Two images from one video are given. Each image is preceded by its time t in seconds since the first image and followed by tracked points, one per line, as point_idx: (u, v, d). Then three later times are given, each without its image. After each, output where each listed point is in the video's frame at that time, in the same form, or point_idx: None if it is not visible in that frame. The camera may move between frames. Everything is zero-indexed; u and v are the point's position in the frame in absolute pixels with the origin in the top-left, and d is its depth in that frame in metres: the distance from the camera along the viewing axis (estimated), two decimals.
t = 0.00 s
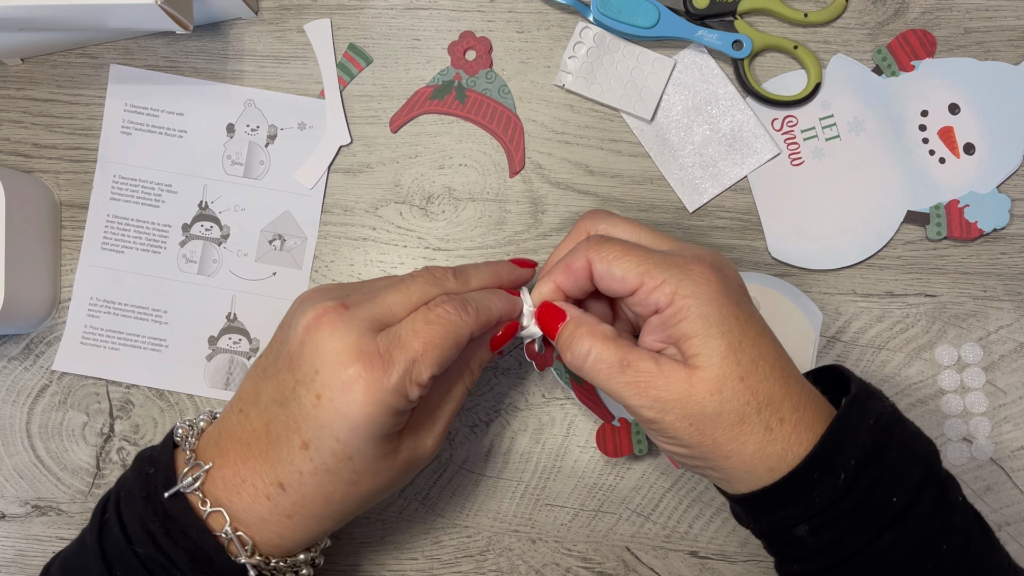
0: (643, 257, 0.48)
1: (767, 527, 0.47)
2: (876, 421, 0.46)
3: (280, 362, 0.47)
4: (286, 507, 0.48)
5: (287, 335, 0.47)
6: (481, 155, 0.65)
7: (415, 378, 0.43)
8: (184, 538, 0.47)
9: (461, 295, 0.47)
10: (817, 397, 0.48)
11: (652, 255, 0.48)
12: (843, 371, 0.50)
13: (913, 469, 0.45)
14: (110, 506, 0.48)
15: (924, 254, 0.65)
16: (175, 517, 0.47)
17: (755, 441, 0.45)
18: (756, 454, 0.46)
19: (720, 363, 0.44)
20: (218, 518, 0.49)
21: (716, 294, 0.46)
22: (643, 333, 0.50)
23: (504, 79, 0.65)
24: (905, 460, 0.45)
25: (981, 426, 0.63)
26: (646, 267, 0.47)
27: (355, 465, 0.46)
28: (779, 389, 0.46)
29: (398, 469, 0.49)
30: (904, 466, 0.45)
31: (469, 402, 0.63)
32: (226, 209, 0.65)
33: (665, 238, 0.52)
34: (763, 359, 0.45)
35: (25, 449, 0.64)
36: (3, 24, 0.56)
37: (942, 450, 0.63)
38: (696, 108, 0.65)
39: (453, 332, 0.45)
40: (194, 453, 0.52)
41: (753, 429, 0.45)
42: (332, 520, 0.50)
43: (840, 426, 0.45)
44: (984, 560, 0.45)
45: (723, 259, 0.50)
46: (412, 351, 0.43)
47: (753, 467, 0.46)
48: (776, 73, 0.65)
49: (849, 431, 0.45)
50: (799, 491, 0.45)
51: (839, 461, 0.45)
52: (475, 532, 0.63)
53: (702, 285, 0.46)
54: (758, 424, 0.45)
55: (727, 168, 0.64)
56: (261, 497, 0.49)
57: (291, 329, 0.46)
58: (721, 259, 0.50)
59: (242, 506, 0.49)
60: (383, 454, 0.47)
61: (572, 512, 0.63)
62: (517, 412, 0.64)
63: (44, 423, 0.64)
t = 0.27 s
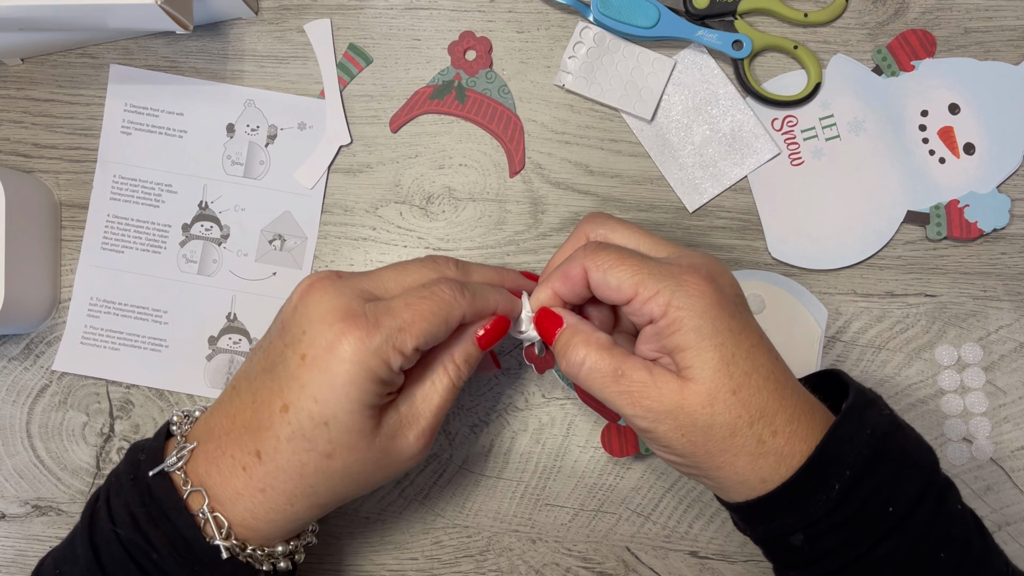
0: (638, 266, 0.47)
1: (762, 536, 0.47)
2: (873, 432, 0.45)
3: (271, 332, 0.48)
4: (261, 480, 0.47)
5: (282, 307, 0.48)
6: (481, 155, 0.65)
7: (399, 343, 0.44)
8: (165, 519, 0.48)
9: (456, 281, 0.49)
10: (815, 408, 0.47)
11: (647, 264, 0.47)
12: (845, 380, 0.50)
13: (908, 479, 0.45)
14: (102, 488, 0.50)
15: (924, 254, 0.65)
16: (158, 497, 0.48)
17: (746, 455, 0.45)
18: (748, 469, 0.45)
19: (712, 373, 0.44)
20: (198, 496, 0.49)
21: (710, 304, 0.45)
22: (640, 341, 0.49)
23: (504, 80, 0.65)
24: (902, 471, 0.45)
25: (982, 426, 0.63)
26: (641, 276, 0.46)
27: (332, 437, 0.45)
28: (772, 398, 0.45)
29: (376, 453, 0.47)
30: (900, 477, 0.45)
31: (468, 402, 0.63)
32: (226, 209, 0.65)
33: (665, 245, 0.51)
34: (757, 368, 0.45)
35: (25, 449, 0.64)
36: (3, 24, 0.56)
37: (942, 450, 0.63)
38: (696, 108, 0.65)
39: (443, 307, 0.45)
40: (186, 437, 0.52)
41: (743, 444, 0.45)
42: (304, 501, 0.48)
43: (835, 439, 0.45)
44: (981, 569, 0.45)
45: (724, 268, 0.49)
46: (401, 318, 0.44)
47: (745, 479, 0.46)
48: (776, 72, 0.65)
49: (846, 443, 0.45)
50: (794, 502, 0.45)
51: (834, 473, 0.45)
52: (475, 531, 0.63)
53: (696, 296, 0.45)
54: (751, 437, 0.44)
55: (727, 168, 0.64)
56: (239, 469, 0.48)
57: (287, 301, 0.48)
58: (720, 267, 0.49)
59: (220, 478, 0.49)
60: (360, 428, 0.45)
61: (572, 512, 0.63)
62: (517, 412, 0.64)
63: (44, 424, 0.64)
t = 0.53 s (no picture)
0: (633, 271, 0.47)
1: (763, 539, 0.47)
2: (872, 435, 0.46)
3: (277, 340, 0.48)
4: (266, 485, 0.48)
5: (287, 315, 0.48)
6: (481, 155, 0.65)
7: (408, 366, 0.44)
8: (164, 514, 0.48)
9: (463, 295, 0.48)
10: (813, 412, 0.47)
11: (642, 271, 0.47)
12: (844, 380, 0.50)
13: (908, 482, 0.45)
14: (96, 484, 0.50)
15: (924, 254, 0.65)
16: (156, 492, 0.48)
17: (745, 460, 0.45)
18: (746, 474, 0.45)
19: (709, 382, 0.44)
20: (198, 495, 0.49)
21: (707, 314, 0.45)
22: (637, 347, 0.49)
23: (504, 80, 0.65)
24: (902, 474, 0.45)
25: (982, 426, 0.63)
26: (636, 283, 0.46)
27: (339, 447, 0.46)
28: (770, 404, 0.45)
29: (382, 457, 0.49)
30: (900, 481, 0.45)
31: (468, 402, 0.63)
32: (226, 209, 0.65)
33: (661, 251, 0.51)
34: (754, 375, 0.45)
35: (25, 449, 0.64)
36: (3, 24, 0.56)
37: (942, 450, 0.63)
38: (696, 108, 0.65)
39: (450, 327, 0.45)
40: (182, 431, 0.52)
41: (742, 450, 0.45)
42: (308, 503, 0.49)
43: (835, 442, 0.45)
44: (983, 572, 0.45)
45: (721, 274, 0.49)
46: (411, 340, 0.44)
47: (745, 483, 0.46)
48: (776, 72, 0.65)
49: (845, 447, 0.45)
50: (794, 506, 0.45)
51: (832, 476, 0.45)
52: (475, 531, 0.63)
53: (690, 304, 0.45)
54: (748, 444, 0.45)
55: (727, 168, 0.64)
56: (243, 473, 0.48)
57: (293, 310, 0.47)
58: (716, 274, 0.48)
59: (224, 479, 0.49)
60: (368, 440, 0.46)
61: (572, 512, 0.63)
62: (517, 412, 0.64)
63: (44, 424, 0.64)
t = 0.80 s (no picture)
0: (628, 277, 0.47)
1: (758, 545, 0.47)
2: (868, 442, 0.45)
3: (293, 348, 0.47)
4: (283, 490, 0.48)
5: (305, 322, 0.47)
6: (481, 155, 0.65)
7: (428, 380, 0.44)
8: (177, 515, 0.48)
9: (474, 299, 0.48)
10: (807, 417, 0.47)
11: (638, 276, 0.47)
12: (842, 384, 0.50)
13: (903, 489, 0.45)
14: (105, 486, 0.49)
15: (924, 253, 0.65)
16: (170, 494, 0.48)
17: (737, 467, 0.45)
18: (738, 481, 0.46)
19: (701, 390, 0.44)
20: (212, 497, 0.50)
21: (702, 323, 0.45)
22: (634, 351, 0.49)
23: (504, 80, 0.65)
24: (897, 481, 0.45)
25: (981, 426, 0.63)
26: (631, 288, 0.46)
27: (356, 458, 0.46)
28: (761, 411, 0.45)
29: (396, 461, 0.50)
30: (895, 488, 0.45)
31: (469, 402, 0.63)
32: (227, 209, 0.65)
33: (661, 256, 0.51)
34: (747, 382, 0.45)
35: (25, 449, 0.64)
36: (3, 24, 0.56)
37: (942, 450, 0.63)
38: (696, 108, 0.65)
39: (465, 337, 0.45)
40: (192, 432, 0.52)
41: (732, 457, 0.45)
42: (322, 507, 0.50)
43: (827, 449, 0.45)
44: None
45: (720, 281, 0.49)
46: (431, 354, 0.44)
47: (737, 490, 0.46)
48: (776, 72, 0.65)
49: (841, 454, 0.45)
50: (788, 512, 0.45)
51: (827, 483, 0.45)
52: (475, 531, 0.63)
53: (684, 311, 0.45)
54: (739, 451, 0.45)
55: (727, 168, 0.64)
56: (256, 479, 0.49)
57: (308, 319, 0.47)
58: (712, 282, 0.48)
59: (238, 483, 0.49)
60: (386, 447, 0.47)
61: (572, 512, 0.63)
62: (517, 412, 0.64)
63: (44, 423, 0.64)
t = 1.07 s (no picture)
0: (606, 287, 0.46)
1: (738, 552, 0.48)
2: (847, 455, 0.46)
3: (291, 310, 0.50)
4: (269, 452, 0.48)
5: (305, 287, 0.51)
6: (481, 155, 0.65)
7: (417, 321, 0.46)
8: (168, 491, 0.48)
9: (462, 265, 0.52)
10: (787, 430, 0.47)
11: (618, 285, 0.47)
12: (834, 396, 0.50)
13: (883, 501, 0.46)
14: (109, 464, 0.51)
15: (924, 253, 0.65)
16: (163, 470, 0.49)
17: (711, 481, 0.46)
18: (712, 494, 0.46)
19: (674, 403, 0.44)
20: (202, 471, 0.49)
21: (676, 333, 0.45)
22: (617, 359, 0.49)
23: (504, 80, 0.65)
24: (876, 495, 0.46)
25: (981, 426, 0.63)
26: (608, 299, 0.46)
27: (342, 412, 0.46)
28: (736, 426, 0.45)
29: (382, 435, 0.47)
30: (875, 500, 0.45)
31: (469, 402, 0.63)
32: (227, 209, 0.65)
33: (646, 264, 0.50)
34: (721, 396, 0.45)
35: (25, 449, 0.64)
36: (3, 24, 0.56)
37: (942, 450, 0.63)
38: (696, 108, 0.65)
39: (452, 287, 0.49)
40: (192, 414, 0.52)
41: (706, 472, 0.45)
42: (304, 474, 0.48)
43: (801, 465, 0.45)
44: None
45: (704, 291, 0.48)
46: (420, 299, 0.47)
47: (712, 503, 0.46)
48: (776, 72, 0.65)
49: (819, 467, 0.45)
50: (765, 524, 0.46)
51: (805, 496, 0.45)
52: (475, 531, 0.63)
53: (659, 323, 0.45)
54: (713, 465, 0.45)
55: (727, 168, 0.64)
56: (243, 439, 0.49)
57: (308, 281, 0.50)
58: (692, 291, 0.48)
59: (226, 450, 0.49)
60: (372, 406, 0.46)
61: (572, 512, 0.63)
62: (517, 412, 0.64)
63: (44, 424, 0.64)
